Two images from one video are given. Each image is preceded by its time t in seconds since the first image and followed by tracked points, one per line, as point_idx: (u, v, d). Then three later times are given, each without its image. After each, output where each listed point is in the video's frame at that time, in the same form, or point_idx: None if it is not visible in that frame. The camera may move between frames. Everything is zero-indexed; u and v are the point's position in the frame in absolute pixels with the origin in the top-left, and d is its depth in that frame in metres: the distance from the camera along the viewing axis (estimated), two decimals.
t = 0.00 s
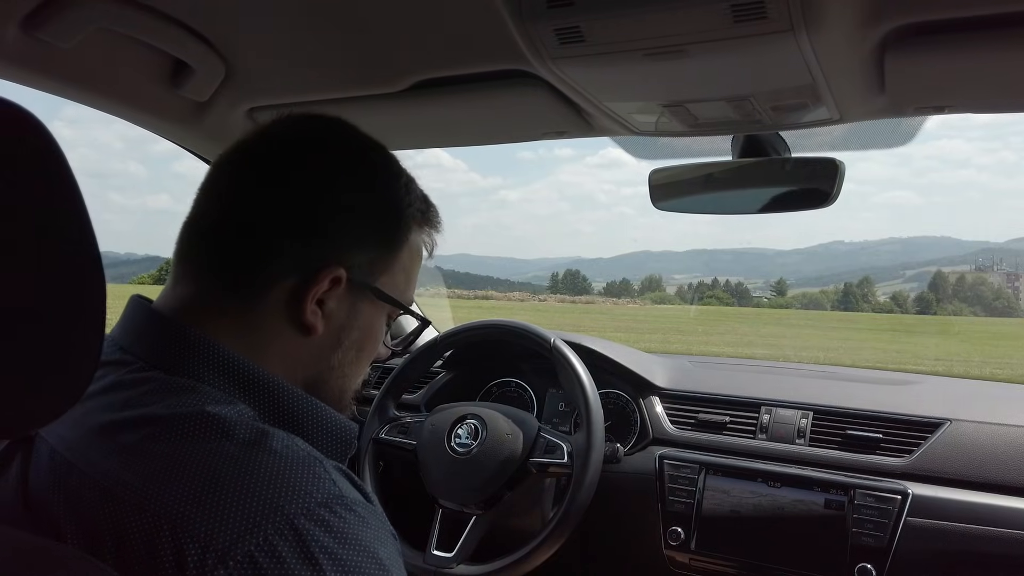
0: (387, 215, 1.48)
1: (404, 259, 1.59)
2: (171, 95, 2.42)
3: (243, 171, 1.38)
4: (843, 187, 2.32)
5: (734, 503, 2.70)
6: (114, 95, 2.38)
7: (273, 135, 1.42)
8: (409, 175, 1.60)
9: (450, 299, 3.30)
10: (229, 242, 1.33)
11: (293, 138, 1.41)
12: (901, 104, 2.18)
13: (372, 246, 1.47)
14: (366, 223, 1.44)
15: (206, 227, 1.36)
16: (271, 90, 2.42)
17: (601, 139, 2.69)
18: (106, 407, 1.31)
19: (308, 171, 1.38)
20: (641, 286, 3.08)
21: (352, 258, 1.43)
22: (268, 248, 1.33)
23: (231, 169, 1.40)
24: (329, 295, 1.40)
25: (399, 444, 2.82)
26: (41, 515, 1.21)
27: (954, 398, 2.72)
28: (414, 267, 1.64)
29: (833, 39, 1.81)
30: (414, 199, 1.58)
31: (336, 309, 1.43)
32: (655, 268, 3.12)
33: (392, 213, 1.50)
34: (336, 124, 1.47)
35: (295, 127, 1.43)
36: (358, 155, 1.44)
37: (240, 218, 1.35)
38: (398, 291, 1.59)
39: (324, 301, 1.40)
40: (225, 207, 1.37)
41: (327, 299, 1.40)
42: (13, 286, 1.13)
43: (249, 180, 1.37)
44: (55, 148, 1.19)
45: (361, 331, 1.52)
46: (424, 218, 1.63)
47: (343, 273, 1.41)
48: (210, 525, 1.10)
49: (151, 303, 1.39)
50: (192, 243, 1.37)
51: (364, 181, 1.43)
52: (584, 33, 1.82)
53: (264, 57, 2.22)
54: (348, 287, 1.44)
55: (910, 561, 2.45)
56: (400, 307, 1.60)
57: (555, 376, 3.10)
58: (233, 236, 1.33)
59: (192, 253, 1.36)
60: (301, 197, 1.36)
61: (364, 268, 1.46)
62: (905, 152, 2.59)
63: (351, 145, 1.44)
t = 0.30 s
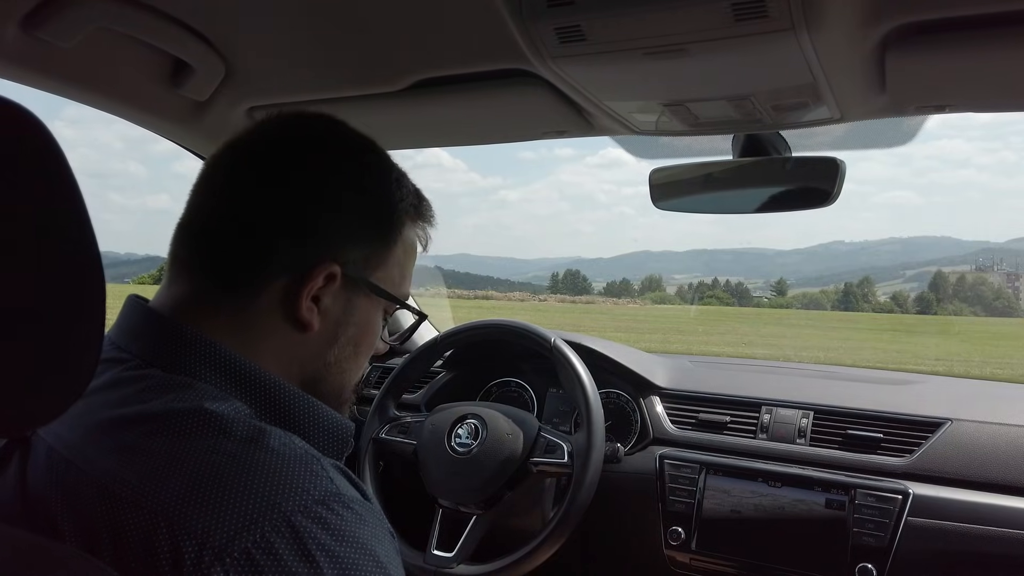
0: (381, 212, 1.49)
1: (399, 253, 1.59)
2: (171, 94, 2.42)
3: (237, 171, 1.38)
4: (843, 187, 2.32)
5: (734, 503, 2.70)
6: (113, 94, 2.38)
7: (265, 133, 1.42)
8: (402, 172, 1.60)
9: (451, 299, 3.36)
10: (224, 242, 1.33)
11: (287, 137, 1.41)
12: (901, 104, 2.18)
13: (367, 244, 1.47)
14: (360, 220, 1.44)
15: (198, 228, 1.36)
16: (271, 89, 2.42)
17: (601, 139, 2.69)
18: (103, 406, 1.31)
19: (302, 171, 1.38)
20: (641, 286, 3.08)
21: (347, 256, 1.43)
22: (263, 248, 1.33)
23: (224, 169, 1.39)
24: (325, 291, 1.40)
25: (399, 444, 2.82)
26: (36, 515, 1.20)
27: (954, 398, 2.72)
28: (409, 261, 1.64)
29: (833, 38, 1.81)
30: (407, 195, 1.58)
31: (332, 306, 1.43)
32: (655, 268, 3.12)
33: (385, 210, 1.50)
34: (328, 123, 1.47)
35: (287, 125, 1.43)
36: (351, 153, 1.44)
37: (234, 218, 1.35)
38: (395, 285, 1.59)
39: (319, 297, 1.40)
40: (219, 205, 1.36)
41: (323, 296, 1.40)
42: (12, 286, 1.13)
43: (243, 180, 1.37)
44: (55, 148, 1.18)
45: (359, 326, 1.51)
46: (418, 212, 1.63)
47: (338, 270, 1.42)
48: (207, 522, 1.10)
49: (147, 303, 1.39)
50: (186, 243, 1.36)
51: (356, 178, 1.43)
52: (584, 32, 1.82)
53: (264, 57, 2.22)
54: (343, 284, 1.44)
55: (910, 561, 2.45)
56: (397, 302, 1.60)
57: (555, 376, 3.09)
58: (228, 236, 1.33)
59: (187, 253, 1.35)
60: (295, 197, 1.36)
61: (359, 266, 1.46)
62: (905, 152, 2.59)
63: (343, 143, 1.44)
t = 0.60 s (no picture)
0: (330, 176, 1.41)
1: (365, 210, 1.48)
2: (171, 94, 2.42)
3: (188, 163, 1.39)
4: (843, 185, 2.32)
5: (735, 503, 2.69)
6: (113, 94, 2.38)
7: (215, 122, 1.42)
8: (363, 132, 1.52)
9: (451, 299, 3.38)
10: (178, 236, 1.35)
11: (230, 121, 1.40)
12: (902, 103, 2.18)
13: (316, 211, 1.40)
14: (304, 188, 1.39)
15: (162, 227, 1.38)
16: (271, 89, 2.42)
17: (602, 139, 2.69)
18: (103, 403, 1.32)
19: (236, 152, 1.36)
20: (641, 286, 3.08)
21: (293, 228, 1.37)
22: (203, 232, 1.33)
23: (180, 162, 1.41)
24: (259, 257, 1.35)
25: (399, 444, 2.82)
26: (34, 509, 1.20)
27: (955, 398, 2.71)
28: (386, 220, 1.52)
29: (833, 38, 1.81)
30: (369, 154, 1.48)
31: (274, 272, 1.37)
32: (655, 268, 3.12)
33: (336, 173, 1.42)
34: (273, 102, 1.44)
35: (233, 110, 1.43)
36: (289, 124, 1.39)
37: (182, 210, 1.37)
38: (363, 245, 1.48)
39: (255, 263, 1.35)
40: (177, 201, 1.38)
41: (260, 266, 1.36)
42: (12, 284, 1.13)
43: (193, 171, 1.38)
44: (52, 147, 1.18)
45: (321, 292, 1.42)
46: (388, 168, 1.52)
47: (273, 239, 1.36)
48: (202, 516, 1.10)
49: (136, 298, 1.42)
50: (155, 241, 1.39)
51: (296, 147, 1.38)
52: (584, 31, 1.82)
53: (263, 56, 2.22)
54: (285, 252, 1.37)
55: (910, 561, 2.45)
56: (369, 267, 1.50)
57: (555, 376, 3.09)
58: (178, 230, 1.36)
59: (155, 251, 1.38)
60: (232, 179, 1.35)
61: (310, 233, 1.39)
62: (905, 152, 2.59)
63: (281, 117, 1.40)
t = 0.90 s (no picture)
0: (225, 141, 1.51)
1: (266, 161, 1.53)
2: (170, 94, 2.42)
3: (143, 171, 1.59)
4: (843, 185, 2.32)
5: (735, 503, 2.69)
6: (112, 94, 2.38)
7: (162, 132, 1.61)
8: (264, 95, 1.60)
9: (450, 299, 3.37)
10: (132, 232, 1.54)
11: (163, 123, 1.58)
12: (902, 103, 2.18)
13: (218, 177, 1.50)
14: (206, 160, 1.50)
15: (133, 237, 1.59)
16: (270, 88, 2.42)
17: (601, 139, 2.69)
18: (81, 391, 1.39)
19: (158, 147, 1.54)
20: (641, 286, 3.07)
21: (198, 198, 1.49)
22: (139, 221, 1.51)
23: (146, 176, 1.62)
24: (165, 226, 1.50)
25: (399, 444, 2.82)
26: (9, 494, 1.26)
27: (955, 397, 2.71)
28: (290, 167, 1.55)
29: (833, 37, 1.81)
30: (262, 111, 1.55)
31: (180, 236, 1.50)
32: (655, 268, 3.11)
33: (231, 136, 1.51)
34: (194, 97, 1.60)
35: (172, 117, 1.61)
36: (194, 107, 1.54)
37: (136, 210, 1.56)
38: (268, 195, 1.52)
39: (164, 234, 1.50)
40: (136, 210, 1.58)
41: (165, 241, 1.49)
42: (12, 284, 1.13)
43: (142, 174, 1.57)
44: (53, 147, 1.18)
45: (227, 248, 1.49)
46: (287, 117, 1.56)
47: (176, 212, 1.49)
48: (157, 470, 1.17)
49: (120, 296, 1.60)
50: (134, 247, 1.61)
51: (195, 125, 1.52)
52: (583, 30, 1.82)
53: (263, 56, 2.22)
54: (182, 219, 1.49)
55: (910, 561, 2.44)
56: (284, 219, 1.52)
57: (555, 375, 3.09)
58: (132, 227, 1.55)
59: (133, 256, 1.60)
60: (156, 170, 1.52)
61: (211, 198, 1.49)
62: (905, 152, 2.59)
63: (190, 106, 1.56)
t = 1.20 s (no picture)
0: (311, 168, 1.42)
1: (347, 200, 1.47)
2: (171, 94, 2.42)
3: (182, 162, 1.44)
4: (844, 186, 2.32)
5: (735, 503, 2.69)
6: (112, 94, 2.38)
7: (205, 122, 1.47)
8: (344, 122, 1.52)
9: (450, 299, 3.38)
10: (172, 230, 1.40)
11: (219, 120, 1.44)
12: (902, 103, 2.18)
13: (295, 204, 1.41)
14: (285, 181, 1.40)
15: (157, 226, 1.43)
16: (270, 88, 2.42)
17: (601, 139, 2.69)
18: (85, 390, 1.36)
19: (222, 147, 1.40)
20: (641, 286, 3.08)
21: (273, 221, 1.39)
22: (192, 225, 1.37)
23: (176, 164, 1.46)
24: (233, 251, 1.38)
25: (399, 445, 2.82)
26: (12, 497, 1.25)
27: (955, 397, 2.71)
28: (370, 210, 1.51)
29: (834, 38, 1.81)
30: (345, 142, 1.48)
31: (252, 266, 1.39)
32: (655, 268, 3.11)
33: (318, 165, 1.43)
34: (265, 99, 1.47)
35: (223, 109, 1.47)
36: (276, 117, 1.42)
37: (171, 205, 1.42)
38: (349, 237, 1.47)
39: (230, 258, 1.37)
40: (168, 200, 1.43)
41: (235, 259, 1.38)
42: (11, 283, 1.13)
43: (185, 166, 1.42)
44: (54, 146, 1.18)
45: (302, 284, 1.42)
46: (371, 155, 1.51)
47: (248, 230, 1.38)
48: (161, 477, 1.15)
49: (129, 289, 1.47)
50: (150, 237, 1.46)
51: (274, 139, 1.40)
52: (584, 30, 1.81)
53: (263, 56, 2.21)
54: (259, 242, 1.38)
55: (910, 561, 2.44)
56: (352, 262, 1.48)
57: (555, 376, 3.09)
58: (170, 225, 1.40)
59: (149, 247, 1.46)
60: (220, 173, 1.38)
61: (286, 224, 1.40)
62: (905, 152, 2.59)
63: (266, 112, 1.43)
